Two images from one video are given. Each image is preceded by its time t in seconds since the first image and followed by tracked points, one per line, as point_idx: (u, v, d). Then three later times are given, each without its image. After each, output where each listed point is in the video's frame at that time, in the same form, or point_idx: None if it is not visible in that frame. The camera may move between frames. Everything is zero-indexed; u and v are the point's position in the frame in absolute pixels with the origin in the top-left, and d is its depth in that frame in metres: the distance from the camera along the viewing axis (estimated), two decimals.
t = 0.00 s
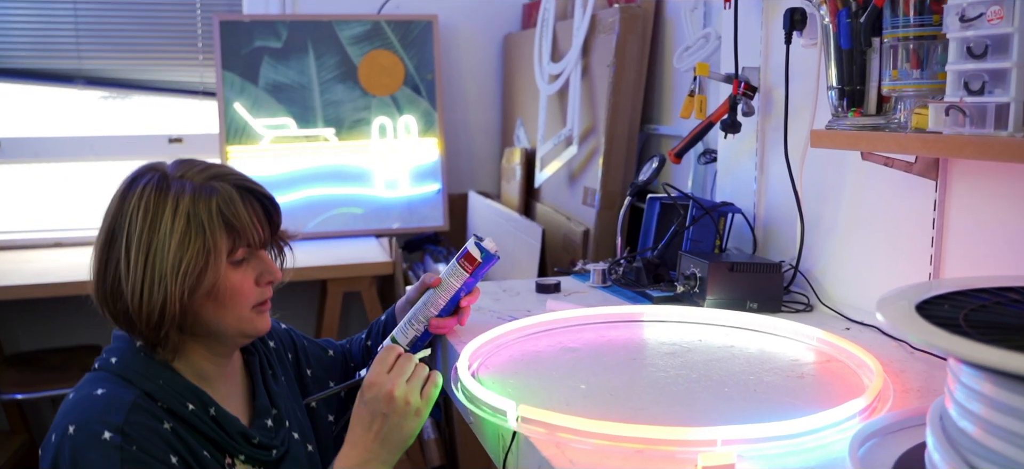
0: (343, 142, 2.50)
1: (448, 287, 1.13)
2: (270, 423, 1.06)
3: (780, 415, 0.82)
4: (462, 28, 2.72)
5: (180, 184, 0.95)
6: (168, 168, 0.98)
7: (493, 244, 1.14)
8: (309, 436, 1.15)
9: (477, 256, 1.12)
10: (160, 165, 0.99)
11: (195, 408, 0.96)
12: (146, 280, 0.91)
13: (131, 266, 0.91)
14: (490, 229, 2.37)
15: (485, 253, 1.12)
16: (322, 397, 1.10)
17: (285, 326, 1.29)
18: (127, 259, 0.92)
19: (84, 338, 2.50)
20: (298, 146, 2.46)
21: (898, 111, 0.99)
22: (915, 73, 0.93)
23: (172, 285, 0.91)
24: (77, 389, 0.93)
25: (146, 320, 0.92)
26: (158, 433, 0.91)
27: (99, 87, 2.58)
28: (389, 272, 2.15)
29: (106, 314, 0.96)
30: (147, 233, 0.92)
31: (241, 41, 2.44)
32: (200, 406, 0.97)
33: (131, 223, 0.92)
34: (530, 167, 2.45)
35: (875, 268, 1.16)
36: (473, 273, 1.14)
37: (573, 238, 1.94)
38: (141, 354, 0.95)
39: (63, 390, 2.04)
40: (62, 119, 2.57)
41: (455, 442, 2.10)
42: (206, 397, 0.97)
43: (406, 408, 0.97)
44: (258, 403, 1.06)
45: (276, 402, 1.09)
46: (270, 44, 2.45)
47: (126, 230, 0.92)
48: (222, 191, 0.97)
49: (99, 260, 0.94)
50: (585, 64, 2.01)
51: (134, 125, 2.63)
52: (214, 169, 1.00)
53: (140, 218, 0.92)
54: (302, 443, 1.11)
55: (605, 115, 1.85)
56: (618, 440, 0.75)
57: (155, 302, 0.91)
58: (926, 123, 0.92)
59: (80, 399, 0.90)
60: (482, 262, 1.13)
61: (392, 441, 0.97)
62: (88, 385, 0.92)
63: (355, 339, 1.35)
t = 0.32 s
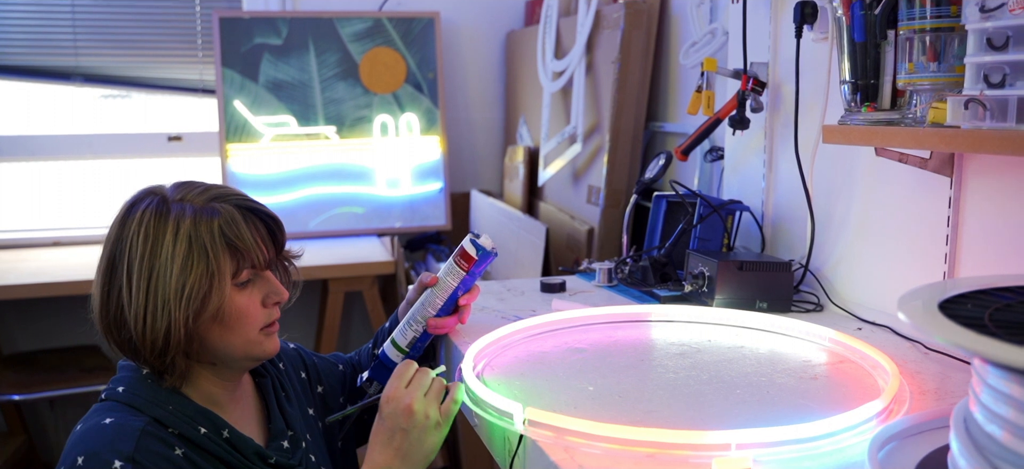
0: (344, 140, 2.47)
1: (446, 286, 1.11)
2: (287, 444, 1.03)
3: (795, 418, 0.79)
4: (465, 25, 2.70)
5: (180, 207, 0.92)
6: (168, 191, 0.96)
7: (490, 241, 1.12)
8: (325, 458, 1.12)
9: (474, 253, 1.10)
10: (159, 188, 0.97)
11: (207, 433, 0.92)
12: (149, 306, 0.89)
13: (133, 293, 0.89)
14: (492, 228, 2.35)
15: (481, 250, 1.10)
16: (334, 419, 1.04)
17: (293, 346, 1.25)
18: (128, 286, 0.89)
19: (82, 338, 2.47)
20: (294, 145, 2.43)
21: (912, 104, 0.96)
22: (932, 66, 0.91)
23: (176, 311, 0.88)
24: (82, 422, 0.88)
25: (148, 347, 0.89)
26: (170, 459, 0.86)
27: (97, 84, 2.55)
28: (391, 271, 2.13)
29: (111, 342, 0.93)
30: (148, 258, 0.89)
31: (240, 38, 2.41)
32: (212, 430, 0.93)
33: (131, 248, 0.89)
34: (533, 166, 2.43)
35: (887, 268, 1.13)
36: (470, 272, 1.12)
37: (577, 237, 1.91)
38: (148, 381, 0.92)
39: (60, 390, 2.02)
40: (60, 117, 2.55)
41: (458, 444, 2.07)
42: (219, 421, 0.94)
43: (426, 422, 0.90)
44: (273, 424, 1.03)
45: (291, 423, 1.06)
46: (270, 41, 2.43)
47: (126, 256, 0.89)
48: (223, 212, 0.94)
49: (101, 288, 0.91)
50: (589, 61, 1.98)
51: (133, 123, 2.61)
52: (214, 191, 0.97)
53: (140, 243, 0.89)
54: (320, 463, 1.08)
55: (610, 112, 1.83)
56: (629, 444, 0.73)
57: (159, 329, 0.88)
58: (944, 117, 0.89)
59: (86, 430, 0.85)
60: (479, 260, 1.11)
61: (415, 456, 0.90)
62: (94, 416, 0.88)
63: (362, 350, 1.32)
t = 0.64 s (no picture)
0: (344, 138, 2.45)
1: (450, 284, 1.09)
2: (297, 441, 1.01)
3: (810, 420, 0.77)
4: (466, 23, 2.68)
5: (189, 198, 0.90)
6: (175, 183, 0.93)
7: (494, 237, 1.10)
8: (335, 453, 1.10)
9: (477, 250, 1.08)
10: (165, 179, 0.94)
11: (215, 435, 0.90)
12: (156, 301, 0.85)
13: (140, 287, 0.85)
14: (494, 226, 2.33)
15: (485, 246, 1.08)
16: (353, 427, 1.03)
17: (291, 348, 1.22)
18: (134, 280, 0.85)
19: (79, 338, 2.45)
20: (294, 143, 2.41)
21: (928, 97, 0.94)
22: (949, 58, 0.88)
23: (187, 306, 0.85)
24: (83, 431, 0.85)
25: (156, 344, 0.86)
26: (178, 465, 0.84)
27: (95, 82, 2.53)
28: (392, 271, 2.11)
29: (113, 340, 0.89)
30: (157, 250, 0.86)
31: (240, 34, 2.39)
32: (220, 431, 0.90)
33: (138, 241, 0.86)
34: (535, 164, 2.40)
35: (900, 267, 1.10)
36: (474, 268, 1.09)
37: (580, 236, 1.89)
38: (150, 385, 0.89)
39: (56, 391, 2.00)
40: (57, 114, 2.52)
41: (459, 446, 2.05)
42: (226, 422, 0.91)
43: (443, 429, 0.85)
44: (281, 422, 1.01)
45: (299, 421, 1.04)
46: (269, 37, 2.40)
47: (133, 249, 0.86)
48: (236, 204, 0.92)
49: (103, 283, 0.87)
50: (593, 57, 1.96)
51: (132, 122, 2.59)
52: (223, 183, 0.95)
53: (148, 235, 0.86)
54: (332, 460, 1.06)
55: (614, 109, 1.80)
56: (641, 448, 0.70)
57: (168, 326, 0.85)
58: (962, 110, 0.87)
59: (88, 439, 0.82)
60: (483, 257, 1.08)
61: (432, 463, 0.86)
62: (95, 424, 0.85)
63: (358, 354, 1.29)
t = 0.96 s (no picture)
0: (346, 135, 2.42)
1: (454, 282, 1.06)
2: (302, 440, 0.98)
3: (825, 422, 0.74)
4: (468, 20, 2.65)
5: (197, 189, 0.86)
6: (180, 172, 0.88)
7: (499, 234, 1.07)
8: (341, 450, 1.08)
9: (483, 247, 1.05)
10: (169, 168, 0.89)
11: (219, 436, 0.87)
12: (166, 299, 0.81)
13: (147, 283, 0.81)
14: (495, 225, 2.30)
15: (491, 244, 1.06)
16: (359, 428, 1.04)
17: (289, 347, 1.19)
18: (142, 276, 0.81)
19: (76, 337, 2.43)
20: (293, 141, 2.38)
21: (944, 90, 0.92)
22: (967, 49, 0.86)
23: (198, 304, 0.82)
24: (80, 434, 0.82)
25: (165, 343, 0.82)
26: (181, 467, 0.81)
27: (93, 79, 2.50)
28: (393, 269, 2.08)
29: (116, 338, 0.85)
30: (166, 245, 0.81)
31: (239, 31, 2.36)
32: (224, 432, 0.88)
33: (144, 234, 0.81)
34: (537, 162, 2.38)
35: (914, 265, 1.08)
36: (479, 265, 1.07)
37: (583, 234, 1.87)
38: (149, 384, 0.86)
39: (52, 390, 1.97)
40: (55, 111, 2.50)
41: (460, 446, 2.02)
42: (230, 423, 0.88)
43: (446, 431, 0.82)
44: (285, 420, 0.98)
45: (304, 418, 1.01)
46: (269, 34, 2.38)
47: (140, 243, 0.81)
48: (247, 195, 0.88)
49: (108, 278, 0.83)
50: (596, 53, 1.93)
51: (130, 119, 2.56)
52: (230, 172, 0.91)
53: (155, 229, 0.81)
54: (338, 458, 1.04)
55: (617, 105, 1.77)
56: (650, 450, 0.68)
57: (178, 324, 0.82)
58: (981, 102, 0.84)
59: (86, 444, 0.79)
60: (488, 254, 1.06)
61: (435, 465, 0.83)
62: (93, 426, 0.82)
63: (353, 353, 1.26)
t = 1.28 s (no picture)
0: (347, 132, 2.40)
1: (454, 278, 1.04)
2: (307, 445, 0.95)
3: (839, 422, 0.72)
4: (470, 16, 2.63)
5: (201, 186, 0.82)
6: (182, 168, 0.85)
7: (499, 228, 1.05)
8: (347, 453, 1.06)
9: (483, 242, 1.03)
10: (171, 164, 0.86)
11: (222, 440, 0.84)
12: (169, 299, 0.78)
13: (149, 283, 0.78)
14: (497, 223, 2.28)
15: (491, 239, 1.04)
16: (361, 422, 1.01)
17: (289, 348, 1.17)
18: (144, 275, 0.78)
19: (74, 334, 2.41)
20: (294, 137, 2.36)
21: (958, 83, 0.89)
22: (983, 42, 0.83)
23: (202, 304, 0.79)
24: (78, 437, 0.80)
25: (168, 344, 0.79)
26: None
27: (92, 74, 2.48)
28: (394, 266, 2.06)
29: (116, 338, 0.82)
30: (169, 243, 0.78)
31: (239, 26, 2.33)
32: (227, 436, 0.85)
33: (146, 232, 0.78)
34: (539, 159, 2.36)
35: (927, 262, 1.05)
36: (479, 261, 1.05)
37: (585, 231, 1.84)
38: (150, 387, 0.84)
39: (50, 387, 1.95)
40: (53, 107, 2.47)
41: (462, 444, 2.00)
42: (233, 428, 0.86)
43: (446, 429, 0.80)
44: (289, 424, 0.96)
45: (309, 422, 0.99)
46: (269, 30, 2.35)
47: (142, 242, 0.78)
48: (252, 192, 0.85)
49: (108, 277, 0.79)
50: (599, 49, 1.91)
51: (129, 115, 2.54)
52: (234, 169, 0.87)
53: (158, 227, 0.78)
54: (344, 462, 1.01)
55: (621, 101, 1.75)
56: (659, 450, 0.66)
57: (182, 325, 0.78)
58: (998, 95, 0.81)
59: (84, 447, 0.76)
60: (488, 248, 1.04)
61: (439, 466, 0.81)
62: (92, 429, 0.79)
63: (352, 354, 1.24)
